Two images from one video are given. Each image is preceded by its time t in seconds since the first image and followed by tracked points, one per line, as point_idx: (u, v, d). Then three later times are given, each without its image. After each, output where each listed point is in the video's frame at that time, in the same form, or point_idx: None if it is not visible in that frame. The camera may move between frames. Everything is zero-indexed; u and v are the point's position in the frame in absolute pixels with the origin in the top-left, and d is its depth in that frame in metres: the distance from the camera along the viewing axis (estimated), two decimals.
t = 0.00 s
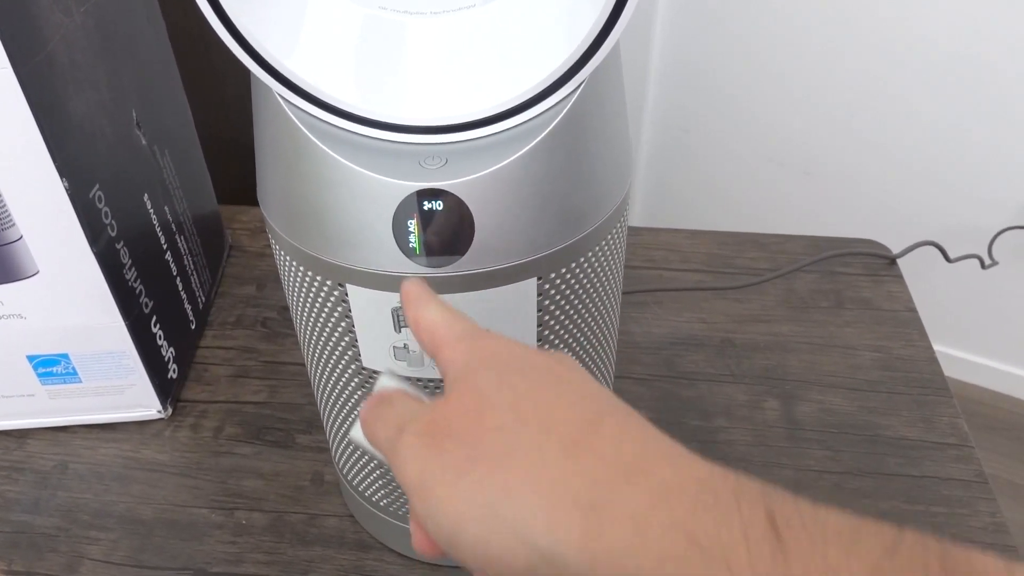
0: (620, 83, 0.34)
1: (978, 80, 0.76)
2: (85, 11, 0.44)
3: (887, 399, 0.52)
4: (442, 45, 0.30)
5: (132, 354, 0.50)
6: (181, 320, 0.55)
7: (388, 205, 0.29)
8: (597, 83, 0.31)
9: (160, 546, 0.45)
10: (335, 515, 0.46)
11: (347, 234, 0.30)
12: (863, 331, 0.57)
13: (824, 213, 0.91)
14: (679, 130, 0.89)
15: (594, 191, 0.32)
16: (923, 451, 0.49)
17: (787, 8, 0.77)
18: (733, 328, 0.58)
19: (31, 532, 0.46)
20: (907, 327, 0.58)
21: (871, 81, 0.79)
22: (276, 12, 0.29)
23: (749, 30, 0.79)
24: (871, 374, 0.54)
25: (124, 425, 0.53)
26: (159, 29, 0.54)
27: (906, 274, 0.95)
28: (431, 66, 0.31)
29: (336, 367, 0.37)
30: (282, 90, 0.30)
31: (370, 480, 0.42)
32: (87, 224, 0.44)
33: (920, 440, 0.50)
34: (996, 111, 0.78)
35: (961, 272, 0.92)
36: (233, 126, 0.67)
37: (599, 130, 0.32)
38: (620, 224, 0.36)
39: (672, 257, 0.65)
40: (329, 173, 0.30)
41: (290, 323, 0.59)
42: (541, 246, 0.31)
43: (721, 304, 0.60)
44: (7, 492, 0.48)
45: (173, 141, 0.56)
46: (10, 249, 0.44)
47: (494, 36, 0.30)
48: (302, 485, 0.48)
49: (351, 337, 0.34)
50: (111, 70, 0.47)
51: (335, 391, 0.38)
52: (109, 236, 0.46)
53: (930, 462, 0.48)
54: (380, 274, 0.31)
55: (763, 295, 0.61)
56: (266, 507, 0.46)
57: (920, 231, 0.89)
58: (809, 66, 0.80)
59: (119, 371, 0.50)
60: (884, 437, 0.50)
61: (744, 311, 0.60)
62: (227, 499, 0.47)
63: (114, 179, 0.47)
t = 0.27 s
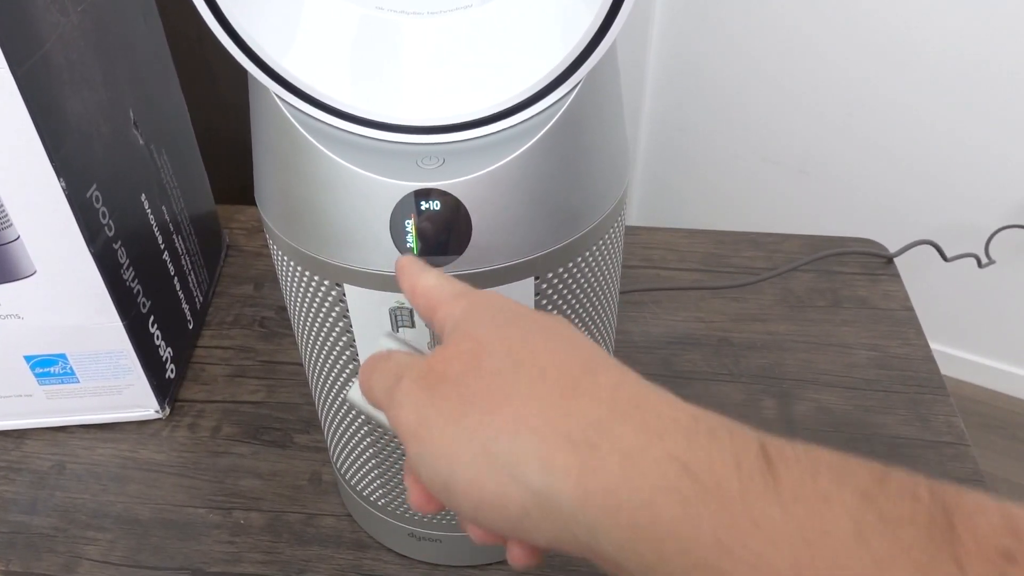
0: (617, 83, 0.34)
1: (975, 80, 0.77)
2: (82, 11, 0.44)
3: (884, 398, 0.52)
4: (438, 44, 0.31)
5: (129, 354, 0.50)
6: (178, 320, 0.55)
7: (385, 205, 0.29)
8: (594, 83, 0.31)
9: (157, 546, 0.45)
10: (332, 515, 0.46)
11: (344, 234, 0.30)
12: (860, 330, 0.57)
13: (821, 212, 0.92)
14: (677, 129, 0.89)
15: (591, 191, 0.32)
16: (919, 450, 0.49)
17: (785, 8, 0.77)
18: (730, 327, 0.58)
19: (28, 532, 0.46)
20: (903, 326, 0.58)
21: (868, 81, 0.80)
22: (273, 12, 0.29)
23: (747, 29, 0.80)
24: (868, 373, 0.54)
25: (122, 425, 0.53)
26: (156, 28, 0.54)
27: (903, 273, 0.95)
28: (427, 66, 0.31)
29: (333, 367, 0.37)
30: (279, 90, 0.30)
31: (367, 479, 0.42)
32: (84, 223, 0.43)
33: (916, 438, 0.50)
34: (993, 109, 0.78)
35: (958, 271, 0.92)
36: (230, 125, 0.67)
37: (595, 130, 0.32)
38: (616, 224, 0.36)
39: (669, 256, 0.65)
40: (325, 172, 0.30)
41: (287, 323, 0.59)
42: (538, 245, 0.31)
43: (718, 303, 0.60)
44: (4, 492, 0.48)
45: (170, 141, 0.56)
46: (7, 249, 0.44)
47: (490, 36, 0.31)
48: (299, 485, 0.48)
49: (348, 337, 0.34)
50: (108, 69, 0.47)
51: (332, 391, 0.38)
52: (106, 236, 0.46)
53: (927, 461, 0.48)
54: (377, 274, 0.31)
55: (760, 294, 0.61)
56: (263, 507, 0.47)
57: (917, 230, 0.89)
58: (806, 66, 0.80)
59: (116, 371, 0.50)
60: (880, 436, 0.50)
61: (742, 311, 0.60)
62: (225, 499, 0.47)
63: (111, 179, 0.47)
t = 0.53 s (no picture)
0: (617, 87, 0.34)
1: (973, 82, 0.77)
2: (82, 16, 0.44)
3: (883, 399, 0.53)
4: (440, 50, 0.31)
5: (130, 358, 0.50)
6: (179, 324, 0.55)
7: (387, 209, 0.29)
8: (594, 87, 0.31)
9: (159, 549, 0.45)
10: (333, 518, 0.47)
11: (347, 238, 0.30)
12: (859, 332, 0.58)
13: (820, 214, 0.92)
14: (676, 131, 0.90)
15: (592, 195, 0.32)
16: (918, 451, 0.49)
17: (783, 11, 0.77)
18: (730, 329, 0.59)
19: (29, 536, 0.46)
20: (902, 328, 0.58)
21: (867, 83, 0.80)
22: (275, 19, 0.30)
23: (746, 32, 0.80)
24: (867, 375, 0.54)
25: (122, 428, 0.53)
26: (156, 32, 0.54)
27: (902, 274, 0.95)
28: (429, 71, 0.31)
29: (335, 371, 0.37)
30: (279, 94, 0.30)
31: (368, 483, 0.42)
32: (85, 227, 0.44)
33: (915, 440, 0.50)
34: (991, 111, 0.78)
35: (957, 272, 0.92)
36: (231, 129, 0.67)
37: (596, 134, 0.32)
38: (617, 227, 0.36)
39: (668, 258, 0.65)
40: (327, 177, 0.30)
41: (288, 326, 0.59)
42: (539, 249, 0.31)
43: (718, 306, 0.61)
44: (5, 496, 0.48)
45: (170, 144, 0.56)
46: (8, 253, 0.44)
47: (491, 42, 0.31)
48: (300, 488, 0.48)
49: (350, 340, 0.34)
50: (109, 74, 0.48)
51: (334, 394, 0.38)
52: (107, 240, 0.46)
53: (926, 463, 0.48)
54: (379, 279, 0.31)
55: (759, 296, 0.61)
56: (264, 510, 0.47)
57: (916, 232, 0.90)
58: (805, 69, 0.81)
59: (117, 375, 0.50)
60: (880, 438, 0.50)
61: (741, 313, 0.60)
62: (225, 502, 0.47)
63: (112, 183, 0.47)
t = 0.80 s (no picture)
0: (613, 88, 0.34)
1: (972, 83, 0.77)
2: (78, 16, 0.44)
3: (882, 401, 0.52)
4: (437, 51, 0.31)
5: (127, 359, 0.50)
6: (175, 325, 0.55)
7: (383, 210, 0.29)
8: (591, 88, 0.31)
9: (155, 552, 0.44)
10: (330, 520, 0.46)
11: (342, 239, 0.30)
12: (858, 333, 0.57)
13: (819, 216, 0.92)
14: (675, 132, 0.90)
15: (589, 196, 0.32)
16: (917, 453, 0.49)
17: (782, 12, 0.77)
18: (729, 331, 0.58)
19: (25, 538, 0.45)
20: (901, 329, 0.58)
21: (865, 84, 0.80)
22: (271, 19, 0.30)
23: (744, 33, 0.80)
24: (866, 376, 0.54)
25: (119, 430, 0.53)
26: (153, 33, 0.54)
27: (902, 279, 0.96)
28: (426, 71, 0.31)
29: (331, 373, 0.37)
30: (274, 95, 0.29)
31: (365, 485, 0.42)
32: (81, 229, 0.43)
33: (914, 442, 0.50)
34: (990, 111, 0.78)
35: (956, 274, 0.92)
36: (229, 131, 0.67)
37: (593, 135, 0.32)
38: (614, 228, 0.36)
39: (667, 260, 0.65)
40: (323, 179, 0.30)
41: (285, 328, 0.59)
42: (536, 251, 0.31)
43: (716, 307, 0.61)
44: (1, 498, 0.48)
45: (167, 146, 0.56)
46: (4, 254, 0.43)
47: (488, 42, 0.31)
48: (297, 490, 0.48)
49: (346, 342, 0.34)
50: (105, 75, 0.47)
51: (330, 396, 0.38)
52: (103, 241, 0.46)
53: (925, 465, 0.48)
54: (375, 280, 0.31)
55: (757, 298, 0.61)
56: (261, 513, 0.46)
57: (915, 234, 0.89)
58: (803, 70, 0.81)
59: (114, 377, 0.50)
60: (879, 439, 0.50)
61: (740, 314, 0.60)
62: (222, 504, 0.47)
63: (108, 183, 0.47)
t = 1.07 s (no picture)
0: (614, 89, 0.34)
1: (970, 85, 0.77)
2: (80, 18, 0.44)
3: (882, 402, 0.53)
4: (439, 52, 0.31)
5: (128, 361, 0.50)
6: (177, 326, 0.55)
7: (385, 212, 0.29)
8: (592, 90, 0.31)
9: (156, 553, 0.44)
10: (331, 521, 0.46)
11: (344, 241, 0.30)
12: (857, 334, 0.58)
13: (818, 217, 0.92)
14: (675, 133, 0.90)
15: (590, 198, 0.32)
16: (917, 453, 0.49)
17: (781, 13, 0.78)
18: (729, 332, 0.59)
19: (27, 539, 0.46)
20: (900, 330, 0.58)
21: (865, 86, 0.80)
22: (273, 21, 0.30)
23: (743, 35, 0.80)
24: (865, 377, 0.54)
25: (120, 432, 0.53)
26: (154, 35, 0.54)
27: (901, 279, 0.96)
28: (427, 73, 0.31)
29: (333, 374, 0.37)
30: (277, 96, 0.29)
31: (366, 486, 0.42)
32: (83, 230, 0.44)
33: (913, 442, 0.50)
34: (989, 111, 0.78)
35: (955, 275, 0.92)
36: (229, 132, 0.67)
37: (594, 137, 0.32)
38: (615, 230, 0.36)
39: (666, 261, 0.65)
40: (325, 180, 0.30)
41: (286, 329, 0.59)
42: (537, 252, 0.31)
43: (716, 308, 0.61)
44: (3, 499, 0.48)
45: (168, 147, 0.56)
46: (5, 256, 0.44)
47: (489, 44, 0.31)
48: (298, 491, 0.48)
49: (347, 344, 0.34)
50: (106, 76, 0.48)
51: (332, 397, 0.38)
52: (105, 242, 0.46)
53: (925, 465, 0.48)
54: (377, 281, 0.31)
55: (757, 299, 0.61)
56: (262, 513, 0.46)
57: (914, 235, 0.90)
58: (802, 71, 0.81)
59: (115, 378, 0.50)
60: (878, 440, 0.50)
61: (739, 315, 0.60)
62: (223, 505, 0.47)
63: (109, 185, 0.47)
